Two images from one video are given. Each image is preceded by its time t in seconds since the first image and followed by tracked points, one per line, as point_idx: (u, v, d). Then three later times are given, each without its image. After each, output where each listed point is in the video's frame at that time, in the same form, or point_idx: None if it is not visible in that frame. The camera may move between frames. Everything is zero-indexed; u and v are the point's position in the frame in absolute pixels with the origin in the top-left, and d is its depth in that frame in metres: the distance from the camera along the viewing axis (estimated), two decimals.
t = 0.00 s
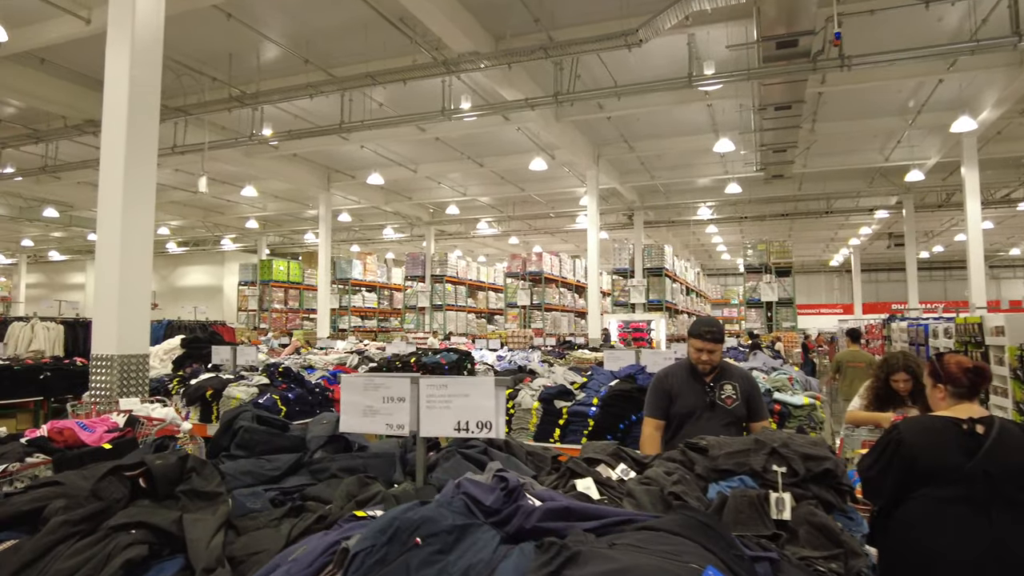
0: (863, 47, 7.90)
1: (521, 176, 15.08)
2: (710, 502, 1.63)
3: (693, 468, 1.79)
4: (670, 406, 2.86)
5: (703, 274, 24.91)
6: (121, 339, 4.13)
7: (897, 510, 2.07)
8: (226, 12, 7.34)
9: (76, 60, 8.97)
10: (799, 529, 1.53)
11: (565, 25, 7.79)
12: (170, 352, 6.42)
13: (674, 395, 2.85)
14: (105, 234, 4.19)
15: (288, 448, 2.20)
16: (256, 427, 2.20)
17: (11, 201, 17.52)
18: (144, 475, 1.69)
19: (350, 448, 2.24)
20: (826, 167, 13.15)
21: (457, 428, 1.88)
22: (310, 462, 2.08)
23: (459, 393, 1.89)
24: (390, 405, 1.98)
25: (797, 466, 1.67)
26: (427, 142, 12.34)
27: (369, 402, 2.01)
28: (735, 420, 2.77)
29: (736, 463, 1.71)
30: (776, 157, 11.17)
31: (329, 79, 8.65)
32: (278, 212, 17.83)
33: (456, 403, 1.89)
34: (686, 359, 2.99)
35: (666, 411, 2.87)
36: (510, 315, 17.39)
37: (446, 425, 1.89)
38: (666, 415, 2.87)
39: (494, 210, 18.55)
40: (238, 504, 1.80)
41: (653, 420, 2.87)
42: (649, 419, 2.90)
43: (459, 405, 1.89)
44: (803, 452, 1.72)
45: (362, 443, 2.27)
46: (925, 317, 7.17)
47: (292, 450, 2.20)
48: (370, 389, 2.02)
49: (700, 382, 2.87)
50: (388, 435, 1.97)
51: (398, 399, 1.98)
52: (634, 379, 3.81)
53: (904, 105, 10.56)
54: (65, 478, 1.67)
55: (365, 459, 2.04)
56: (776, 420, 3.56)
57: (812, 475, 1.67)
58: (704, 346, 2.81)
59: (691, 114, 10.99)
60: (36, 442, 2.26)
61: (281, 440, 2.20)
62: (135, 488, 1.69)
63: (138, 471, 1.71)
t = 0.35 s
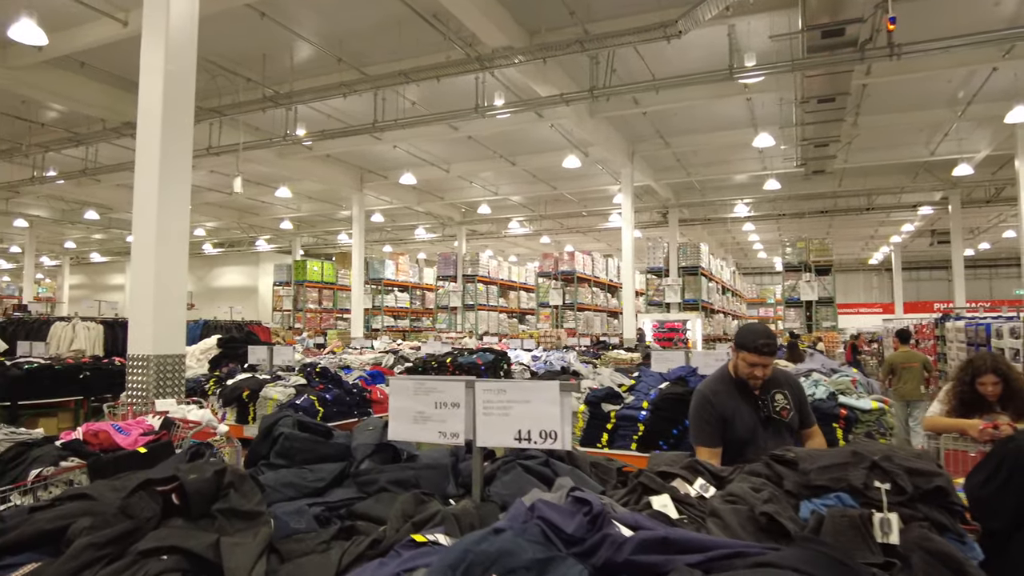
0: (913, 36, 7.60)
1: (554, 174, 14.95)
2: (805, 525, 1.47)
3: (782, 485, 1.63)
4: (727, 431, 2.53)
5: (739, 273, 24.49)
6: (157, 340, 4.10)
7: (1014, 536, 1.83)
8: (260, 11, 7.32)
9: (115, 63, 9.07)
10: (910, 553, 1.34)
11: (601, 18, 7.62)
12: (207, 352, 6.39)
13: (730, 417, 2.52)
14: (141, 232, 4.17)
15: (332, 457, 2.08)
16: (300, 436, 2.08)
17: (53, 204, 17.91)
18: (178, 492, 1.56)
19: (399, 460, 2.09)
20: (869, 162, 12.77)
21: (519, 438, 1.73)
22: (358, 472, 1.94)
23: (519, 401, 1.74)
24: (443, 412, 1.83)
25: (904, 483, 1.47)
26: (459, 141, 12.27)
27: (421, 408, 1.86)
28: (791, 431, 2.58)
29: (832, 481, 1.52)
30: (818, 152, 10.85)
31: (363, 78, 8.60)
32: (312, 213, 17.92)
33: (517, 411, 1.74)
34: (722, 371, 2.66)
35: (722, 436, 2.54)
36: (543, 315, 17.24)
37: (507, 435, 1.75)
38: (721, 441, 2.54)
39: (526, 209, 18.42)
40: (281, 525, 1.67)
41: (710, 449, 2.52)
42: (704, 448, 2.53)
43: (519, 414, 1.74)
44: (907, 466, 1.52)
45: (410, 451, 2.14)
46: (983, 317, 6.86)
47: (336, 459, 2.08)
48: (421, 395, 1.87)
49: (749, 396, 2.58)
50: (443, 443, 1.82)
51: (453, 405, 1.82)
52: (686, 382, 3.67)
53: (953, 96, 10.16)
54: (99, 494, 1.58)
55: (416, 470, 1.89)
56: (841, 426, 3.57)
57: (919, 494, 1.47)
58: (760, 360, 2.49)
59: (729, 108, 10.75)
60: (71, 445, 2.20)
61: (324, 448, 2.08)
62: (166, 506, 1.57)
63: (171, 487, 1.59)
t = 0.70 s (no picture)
0: (966, 24, 7.27)
1: (585, 172, 14.77)
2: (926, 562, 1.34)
3: (890, 515, 1.51)
4: (782, 448, 2.28)
5: (773, 271, 24.07)
6: (192, 343, 4.04)
7: None
8: (292, 9, 7.26)
9: (150, 66, 9.14)
10: None
11: (637, 10, 7.42)
12: (242, 352, 6.37)
13: (787, 434, 2.26)
14: (175, 234, 4.11)
15: (380, 476, 1.90)
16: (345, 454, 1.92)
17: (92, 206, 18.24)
18: (215, 528, 1.43)
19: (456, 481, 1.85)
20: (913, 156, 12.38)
21: (593, 462, 1.43)
22: (411, 498, 1.72)
23: (593, 421, 1.43)
24: (503, 431, 1.52)
25: None
26: (491, 140, 12.18)
27: (477, 426, 1.56)
28: (855, 453, 2.30)
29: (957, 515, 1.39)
30: (861, 147, 10.53)
31: (395, 77, 8.53)
32: (343, 213, 17.98)
33: (591, 433, 1.43)
34: (782, 378, 2.38)
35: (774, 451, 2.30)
36: (574, 314, 17.07)
37: (580, 460, 1.44)
38: (776, 460, 2.29)
39: (557, 208, 18.27)
40: (334, 561, 1.54)
41: (758, 463, 2.31)
42: (751, 462, 2.32)
43: (594, 437, 1.43)
44: None
45: (466, 469, 1.90)
46: None
47: (384, 479, 1.90)
48: (476, 411, 1.56)
49: (810, 410, 2.31)
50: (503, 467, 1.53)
51: (514, 423, 1.52)
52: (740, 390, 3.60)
53: (1004, 87, 9.76)
54: (131, 526, 1.47)
55: (478, 494, 1.65)
56: (916, 437, 3.53)
57: None
58: (827, 372, 2.21)
59: (767, 102, 10.50)
60: (104, 453, 2.13)
61: (370, 467, 1.91)
62: (203, 544, 1.43)
63: (207, 521, 1.46)
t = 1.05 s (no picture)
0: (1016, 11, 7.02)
1: (614, 170, 14.61)
2: None
3: None
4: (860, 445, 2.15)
5: (804, 270, 23.66)
6: (227, 342, 3.99)
7: None
8: (323, 8, 7.22)
9: (183, 67, 9.19)
10: None
11: (671, 2, 7.28)
12: (273, 352, 6.32)
13: (871, 431, 2.13)
14: (210, 234, 4.06)
15: (441, 483, 1.80)
16: (405, 459, 1.82)
17: (125, 207, 18.49)
18: (271, 546, 1.35)
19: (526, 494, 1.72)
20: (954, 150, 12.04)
21: (684, 471, 1.32)
22: (476, 509, 1.61)
23: (684, 424, 1.32)
24: (580, 435, 1.41)
25: None
26: (520, 138, 12.08)
27: (550, 429, 1.44)
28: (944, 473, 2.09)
29: None
30: (900, 142, 10.25)
31: (425, 75, 8.49)
32: (371, 214, 18.01)
33: (681, 438, 1.32)
34: (883, 377, 2.22)
35: (852, 450, 2.16)
36: (602, 315, 16.91)
37: (672, 469, 1.33)
38: (850, 456, 2.16)
39: (584, 207, 18.13)
40: None
41: (831, 458, 2.16)
42: (822, 454, 2.18)
43: (686, 442, 1.31)
44: None
45: (532, 477, 1.80)
46: None
47: (446, 486, 1.79)
48: (548, 414, 1.45)
49: (908, 415, 2.13)
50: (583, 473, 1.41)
51: (593, 425, 1.40)
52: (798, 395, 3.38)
53: None
54: (176, 540, 1.38)
55: (552, 507, 1.53)
56: (996, 441, 3.41)
57: None
58: (940, 376, 2.04)
59: (803, 96, 10.28)
60: (140, 456, 2.06)
61: (431, 474, 1.81)
62: (258, 562, 1.34)
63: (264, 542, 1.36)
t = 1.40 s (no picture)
0: None
1: (638, 169, 14.45)
2: None
3: None
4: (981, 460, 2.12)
5: (830, 269, 23.31)
6: (256, 342, 3.91)
7: None
8: (347, 4, 7.15)
9: (208, 68, 9.19)
10: None
11: None
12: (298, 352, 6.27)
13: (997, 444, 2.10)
14: (239, 232, 3.98)
15: (504, 501, 1.70)
16: (467, 475, 1.73)
17: (150, 208, 18.63)
18: None
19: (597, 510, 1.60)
20: (989, 145, 11.74)
21: (792, 492, 1.22)
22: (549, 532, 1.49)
23: (795, 440, 1.21)
24: (670, 450, 1.30)
25: None
26: (543, 136, 11.96)
27: (633, 444, 1.33)
28: None
29: None
30: (934, 137, 10.00)
31: (449, 72, 8.42)
32: (393, 214, 17.99)
33: (790, 455, 1.21)
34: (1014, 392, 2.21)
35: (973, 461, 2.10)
36: (625, 315, 16.75)
37: (780, 490, 1.22)
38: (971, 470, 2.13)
39: (607, 206, 17.97)
40: None
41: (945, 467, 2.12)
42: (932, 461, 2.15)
43: (800, 460, 1.21)
44: None
45: (607, 495, 1.67)
46: None
47: (510, 504, 1.69)
48: (630, 426, 1.34)
49: None
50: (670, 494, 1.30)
51: (687, 440, 1.29)
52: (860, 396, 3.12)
53: None
54: (218, 567, 1.25)
55: (640, 532, 1.38)
56: None
57: None
58: None
59: (834, 90, 10.06)
60: (169, 462, 2.16)
61: (493, 490, 1.71)
62: None
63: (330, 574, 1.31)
